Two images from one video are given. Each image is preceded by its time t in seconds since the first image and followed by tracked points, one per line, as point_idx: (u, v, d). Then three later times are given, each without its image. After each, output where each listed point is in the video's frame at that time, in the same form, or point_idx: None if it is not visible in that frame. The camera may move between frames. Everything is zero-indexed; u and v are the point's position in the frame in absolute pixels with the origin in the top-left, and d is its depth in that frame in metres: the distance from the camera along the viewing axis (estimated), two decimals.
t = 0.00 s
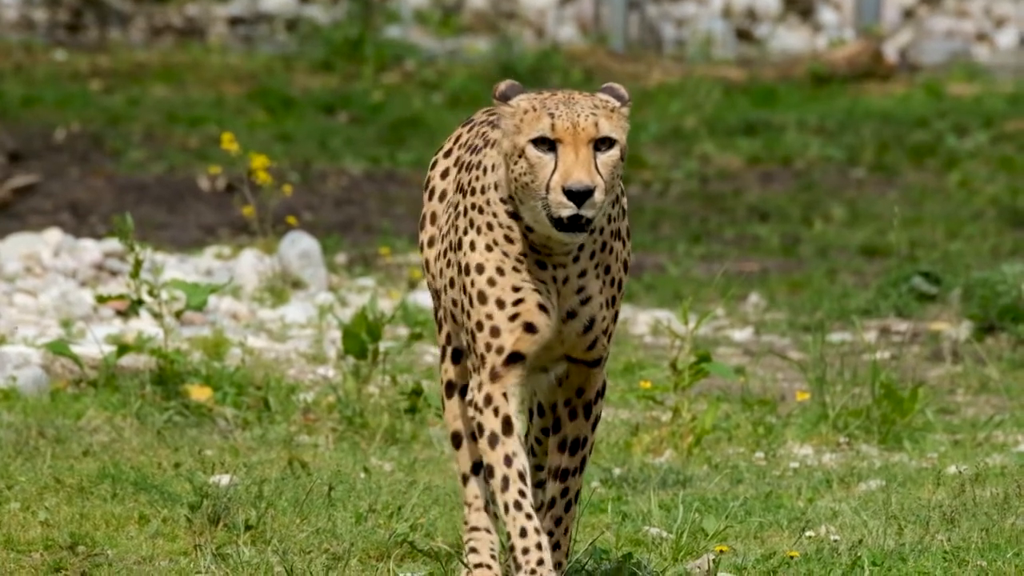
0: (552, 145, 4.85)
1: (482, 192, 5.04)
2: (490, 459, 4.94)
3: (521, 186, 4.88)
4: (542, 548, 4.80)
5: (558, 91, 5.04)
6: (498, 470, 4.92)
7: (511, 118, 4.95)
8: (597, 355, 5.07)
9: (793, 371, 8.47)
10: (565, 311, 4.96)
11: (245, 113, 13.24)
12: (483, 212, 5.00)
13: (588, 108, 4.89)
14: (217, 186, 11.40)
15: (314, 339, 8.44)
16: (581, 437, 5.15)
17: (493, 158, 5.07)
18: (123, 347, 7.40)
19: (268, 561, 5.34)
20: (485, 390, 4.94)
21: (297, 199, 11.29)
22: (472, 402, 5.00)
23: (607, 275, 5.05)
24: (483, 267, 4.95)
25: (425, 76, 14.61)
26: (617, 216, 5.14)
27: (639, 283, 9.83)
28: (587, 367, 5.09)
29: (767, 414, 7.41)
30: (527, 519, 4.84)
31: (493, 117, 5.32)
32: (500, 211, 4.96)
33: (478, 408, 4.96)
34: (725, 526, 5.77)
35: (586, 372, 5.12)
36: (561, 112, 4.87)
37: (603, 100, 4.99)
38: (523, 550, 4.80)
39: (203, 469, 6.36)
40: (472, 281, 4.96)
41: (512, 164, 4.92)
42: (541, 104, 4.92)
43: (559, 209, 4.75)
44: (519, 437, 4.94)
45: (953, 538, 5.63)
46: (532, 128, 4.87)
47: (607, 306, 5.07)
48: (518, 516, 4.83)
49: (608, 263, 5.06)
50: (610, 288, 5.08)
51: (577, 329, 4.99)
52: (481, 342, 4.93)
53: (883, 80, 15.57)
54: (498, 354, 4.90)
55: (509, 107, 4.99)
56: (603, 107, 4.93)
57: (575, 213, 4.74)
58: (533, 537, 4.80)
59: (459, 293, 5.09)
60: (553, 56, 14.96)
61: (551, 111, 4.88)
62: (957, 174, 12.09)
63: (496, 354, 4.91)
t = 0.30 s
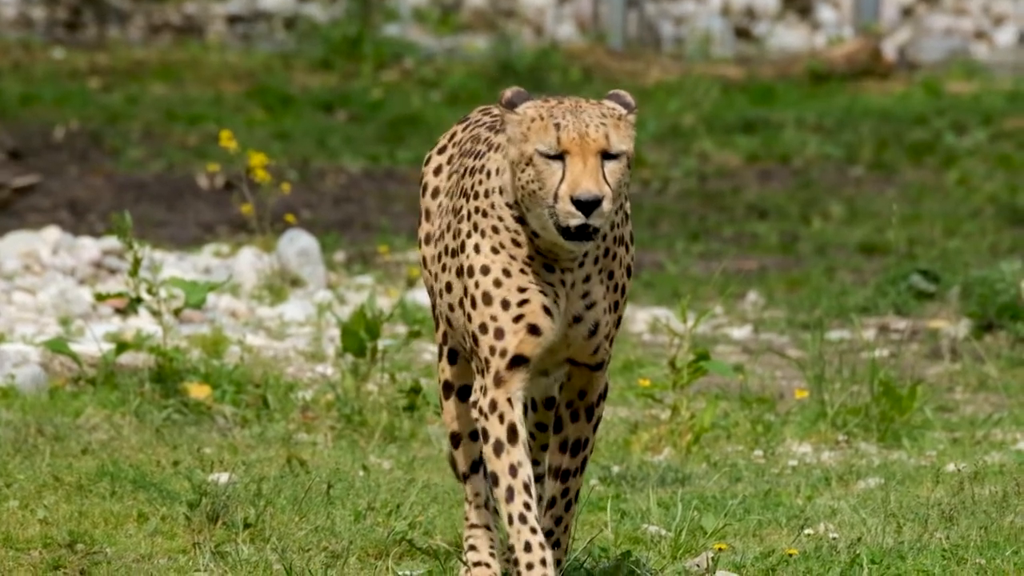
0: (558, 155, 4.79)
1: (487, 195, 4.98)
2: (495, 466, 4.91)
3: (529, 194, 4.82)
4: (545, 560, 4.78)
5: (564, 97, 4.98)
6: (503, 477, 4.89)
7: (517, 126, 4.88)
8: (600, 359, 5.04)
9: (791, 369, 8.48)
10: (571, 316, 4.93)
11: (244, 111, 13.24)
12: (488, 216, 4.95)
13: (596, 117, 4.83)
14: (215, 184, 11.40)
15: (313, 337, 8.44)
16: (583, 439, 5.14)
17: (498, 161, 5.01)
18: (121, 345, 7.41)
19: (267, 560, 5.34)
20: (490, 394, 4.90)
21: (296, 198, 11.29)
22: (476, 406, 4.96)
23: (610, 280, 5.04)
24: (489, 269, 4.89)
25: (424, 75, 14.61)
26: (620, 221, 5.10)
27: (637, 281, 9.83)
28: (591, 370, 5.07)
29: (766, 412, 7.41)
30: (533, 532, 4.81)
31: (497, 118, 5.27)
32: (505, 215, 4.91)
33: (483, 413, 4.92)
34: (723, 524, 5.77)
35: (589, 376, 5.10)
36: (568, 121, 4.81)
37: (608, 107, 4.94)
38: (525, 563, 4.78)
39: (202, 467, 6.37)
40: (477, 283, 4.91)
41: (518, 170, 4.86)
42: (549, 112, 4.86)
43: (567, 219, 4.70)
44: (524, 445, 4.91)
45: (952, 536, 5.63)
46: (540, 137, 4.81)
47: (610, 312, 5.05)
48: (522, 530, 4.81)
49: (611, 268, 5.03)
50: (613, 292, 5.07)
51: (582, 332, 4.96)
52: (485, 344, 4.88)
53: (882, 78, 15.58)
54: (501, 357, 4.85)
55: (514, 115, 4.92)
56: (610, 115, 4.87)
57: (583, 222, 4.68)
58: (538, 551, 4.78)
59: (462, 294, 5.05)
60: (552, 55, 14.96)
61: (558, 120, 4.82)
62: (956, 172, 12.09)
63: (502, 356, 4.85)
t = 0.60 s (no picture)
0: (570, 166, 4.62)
1: (491, 198, 4.83)
2: (494, 473, 4.81)
3: (538, 205, 4.66)
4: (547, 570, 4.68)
5: (574, 105, 4.81)
6: (504, 485, 4.79)
7: (526, 134, 4.71)
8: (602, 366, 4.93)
9: (790, 367, 8.48)
10: (575, 323, 4.79)
11: (242, 108, 13.24)
12: (492, 220, 4.81)
13: (609, 129, 4.67)
14: (214, 181, 11.40)
15: (311, 334, 8.43)
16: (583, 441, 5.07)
17: (503, 163, 4.85)
18: (119, 342, 7.41)
19: (265, 558, 5.34)
20: (491, 401, 4.80)
21: (295, 195, 11.29)
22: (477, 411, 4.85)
23: (612, 289, 4.92)
24: (490, 274, 4.77)
25: (422, 72, 14.60)
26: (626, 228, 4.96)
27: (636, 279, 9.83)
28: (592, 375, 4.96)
29: (764, 409, 7.42)
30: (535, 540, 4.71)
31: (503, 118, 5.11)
32: (509, 221, 4.76)
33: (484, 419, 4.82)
34: (722, 522, 5.77)
35: (590, 380, 5.03)
36: (579, 132, 4.64)
37: (616, 116, 4.77)
38: None
39: (201, 465, 6.37)
40: (478, 289, 4.79)
41: (525, 178, 4.70)
42: (559, 121, 4.70)
43: (578, 230, 4.54)
44: (525, 454, 4.80)
45: (950, 534, 5.64)
46: (551, 148, 4.64)
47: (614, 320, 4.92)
48: (524, 540, 4.71)
49: (613, 276, 4.91)
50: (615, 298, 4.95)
51: (587, 340, 4.83)
52: (486, 350, 4.77)
53: (881, 75, 15.57)
54: (501, 365, 4.73)
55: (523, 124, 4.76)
56: (621, 126, 4.71)
57: (595, 234, 4.53)
58: (539, 562, 4.69)
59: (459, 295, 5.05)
60: (551, 52, 14.95)
61: (569, 132, 4.65)
62: (954, 170, 12.08)
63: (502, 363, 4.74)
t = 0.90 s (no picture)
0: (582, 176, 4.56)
1: (494, 195, 4.80)
2: (493, 470, 4.81)
3: (548, 213, 4.60)
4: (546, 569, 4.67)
5: (583, 111, 4.75)
6: (503, 483, 4.78)
7: (536, 142, 4.65)
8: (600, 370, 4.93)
9: (789, 364, 8.48)
10: (575, 330, 4.77)
11: (241, 106, 13.24)
12: (494, 216, 4.78)
13: (621, 140, 4.62)
14: (212, 179, 11.40)
15: (310, 332, 8.43)
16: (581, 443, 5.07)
17: (508, 159, 4.82)
18: (119, 340, 7.40)
19: (264, 555, 5.35)
20: (490, 397, 4.79)
21: (294, 193, 11.29)
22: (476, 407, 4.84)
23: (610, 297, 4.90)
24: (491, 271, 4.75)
25: (421, 69, 14.60)
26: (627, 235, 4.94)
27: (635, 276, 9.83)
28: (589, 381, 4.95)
29: (763, 407, 7.43)
30: (534, 539, 4.70)
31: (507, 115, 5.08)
32: (510, 220, 4.73)
33: (483, 416, 4.81)
34: (721, 520, 5.77)
35: (588, 384, 5.02)
36: (591, 142, 4.58)
37: (623, 124, 4.72)
38: None
39: (199, 463, 6.37)
40: (478, 285, 4.78)
41: (531, 180, 4.66)
42: (569, 130, 4.64)
43: (592, 239, 4.49)
44: (525, 452, 4.78)
45: (949, 531, 5.63)
46: (562, 157, 4.58)
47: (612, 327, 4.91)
48: (523, 539, 4.70)
49: (611, 283, 4.90)
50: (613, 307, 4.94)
51: (586, 347, 4.81)
52: (486, 347, 4.76)
53: (879, 73, 15.57)
54: (499, 362, 4.72)
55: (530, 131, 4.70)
56: (631, 135, 4.66)
57: (608, 243, 4.47)
58: (538, 562, 4.67)
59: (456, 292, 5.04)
60: (550, 49, 14.95)
61: (581, 141, 4.59)
62: (953, 167, 12.08)
63: (499, 360, 4.73)
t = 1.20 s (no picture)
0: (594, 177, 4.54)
1: (497, 187, 4.76)
2: (488, 464, 4.79)
3: (555, 213, 4.57)
4: (540, 568, 4.67)
5: (591, 111, 4.72)
6: (498, 479, 4.77)
7: (544, 143, 4.62)
8: (597, 371, 4.90)
9: (786, 361, 8.47)
10: (573, 327, 4.75)
11: (239, 103, 13.23)
12: (495, 208, 4.74)
13: (631, 141, 4.60)
14: (210, 177, 11.40)
15: (307, 329, 8.42)
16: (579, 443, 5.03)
17: (513, 151, 4.78)
18: (116, 337, 7.39)
19: (261, 552, 5.35)
20: (484, 391, 4.76)
21: (292, 190, 11.29)
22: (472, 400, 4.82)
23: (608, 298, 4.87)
24: (489, 263, 4.72)
25: (419, 67, 14.60)
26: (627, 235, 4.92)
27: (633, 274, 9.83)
28: (587, 381, 4.91)
29: (760, 404, 7.43)
30: (528, 538, 4.69)
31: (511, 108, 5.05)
32: (512, 213, 4.70)
33: (478, 409, 4.79)
34: (719, 517, 5.77)
35: (585, 385, 4.95)
36: (602, 142, 4.56)
37: (630, 124, 4.70)
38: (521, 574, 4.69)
39: (197, 460, 6.36)
40: (476, 277, 4.75)
41: (537, 176, 4.63)
42: (579, 130, 4.61)
43: (604, 241, 4.48)
44: (520, 447, 4.77)
45: (947, 528, 5.63)
46: (573, 158, 4.55)
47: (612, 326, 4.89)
48: (518, 538, 4.69)
49: (610, 285, 4.87)
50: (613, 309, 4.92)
51: (582, 344, 4.79)
52: (481, 339, 4.73)
53: (877, 70, 15.56)
54: (493, 356, 4.70)
55: (538, 129, 4.67)
56: (640, 136, 4.64)
57: (620, 245, 4.46)
58: (533, 561, 4.67)
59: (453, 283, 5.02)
60: (548, 46, 14.94)
61: (592, 141, 4.57)
62: (951, 164, 12.07)
63: (493, 354, 4.70)
